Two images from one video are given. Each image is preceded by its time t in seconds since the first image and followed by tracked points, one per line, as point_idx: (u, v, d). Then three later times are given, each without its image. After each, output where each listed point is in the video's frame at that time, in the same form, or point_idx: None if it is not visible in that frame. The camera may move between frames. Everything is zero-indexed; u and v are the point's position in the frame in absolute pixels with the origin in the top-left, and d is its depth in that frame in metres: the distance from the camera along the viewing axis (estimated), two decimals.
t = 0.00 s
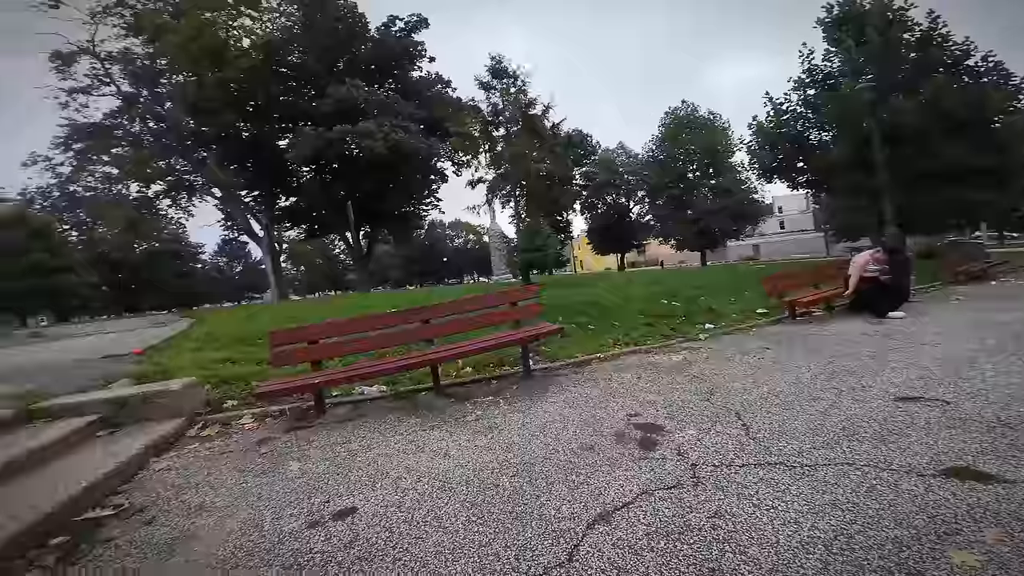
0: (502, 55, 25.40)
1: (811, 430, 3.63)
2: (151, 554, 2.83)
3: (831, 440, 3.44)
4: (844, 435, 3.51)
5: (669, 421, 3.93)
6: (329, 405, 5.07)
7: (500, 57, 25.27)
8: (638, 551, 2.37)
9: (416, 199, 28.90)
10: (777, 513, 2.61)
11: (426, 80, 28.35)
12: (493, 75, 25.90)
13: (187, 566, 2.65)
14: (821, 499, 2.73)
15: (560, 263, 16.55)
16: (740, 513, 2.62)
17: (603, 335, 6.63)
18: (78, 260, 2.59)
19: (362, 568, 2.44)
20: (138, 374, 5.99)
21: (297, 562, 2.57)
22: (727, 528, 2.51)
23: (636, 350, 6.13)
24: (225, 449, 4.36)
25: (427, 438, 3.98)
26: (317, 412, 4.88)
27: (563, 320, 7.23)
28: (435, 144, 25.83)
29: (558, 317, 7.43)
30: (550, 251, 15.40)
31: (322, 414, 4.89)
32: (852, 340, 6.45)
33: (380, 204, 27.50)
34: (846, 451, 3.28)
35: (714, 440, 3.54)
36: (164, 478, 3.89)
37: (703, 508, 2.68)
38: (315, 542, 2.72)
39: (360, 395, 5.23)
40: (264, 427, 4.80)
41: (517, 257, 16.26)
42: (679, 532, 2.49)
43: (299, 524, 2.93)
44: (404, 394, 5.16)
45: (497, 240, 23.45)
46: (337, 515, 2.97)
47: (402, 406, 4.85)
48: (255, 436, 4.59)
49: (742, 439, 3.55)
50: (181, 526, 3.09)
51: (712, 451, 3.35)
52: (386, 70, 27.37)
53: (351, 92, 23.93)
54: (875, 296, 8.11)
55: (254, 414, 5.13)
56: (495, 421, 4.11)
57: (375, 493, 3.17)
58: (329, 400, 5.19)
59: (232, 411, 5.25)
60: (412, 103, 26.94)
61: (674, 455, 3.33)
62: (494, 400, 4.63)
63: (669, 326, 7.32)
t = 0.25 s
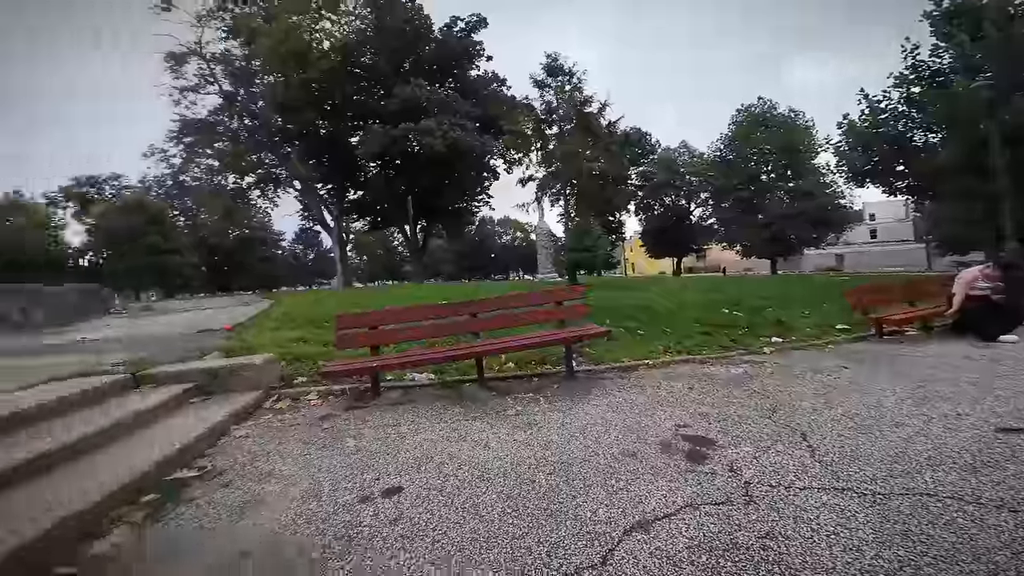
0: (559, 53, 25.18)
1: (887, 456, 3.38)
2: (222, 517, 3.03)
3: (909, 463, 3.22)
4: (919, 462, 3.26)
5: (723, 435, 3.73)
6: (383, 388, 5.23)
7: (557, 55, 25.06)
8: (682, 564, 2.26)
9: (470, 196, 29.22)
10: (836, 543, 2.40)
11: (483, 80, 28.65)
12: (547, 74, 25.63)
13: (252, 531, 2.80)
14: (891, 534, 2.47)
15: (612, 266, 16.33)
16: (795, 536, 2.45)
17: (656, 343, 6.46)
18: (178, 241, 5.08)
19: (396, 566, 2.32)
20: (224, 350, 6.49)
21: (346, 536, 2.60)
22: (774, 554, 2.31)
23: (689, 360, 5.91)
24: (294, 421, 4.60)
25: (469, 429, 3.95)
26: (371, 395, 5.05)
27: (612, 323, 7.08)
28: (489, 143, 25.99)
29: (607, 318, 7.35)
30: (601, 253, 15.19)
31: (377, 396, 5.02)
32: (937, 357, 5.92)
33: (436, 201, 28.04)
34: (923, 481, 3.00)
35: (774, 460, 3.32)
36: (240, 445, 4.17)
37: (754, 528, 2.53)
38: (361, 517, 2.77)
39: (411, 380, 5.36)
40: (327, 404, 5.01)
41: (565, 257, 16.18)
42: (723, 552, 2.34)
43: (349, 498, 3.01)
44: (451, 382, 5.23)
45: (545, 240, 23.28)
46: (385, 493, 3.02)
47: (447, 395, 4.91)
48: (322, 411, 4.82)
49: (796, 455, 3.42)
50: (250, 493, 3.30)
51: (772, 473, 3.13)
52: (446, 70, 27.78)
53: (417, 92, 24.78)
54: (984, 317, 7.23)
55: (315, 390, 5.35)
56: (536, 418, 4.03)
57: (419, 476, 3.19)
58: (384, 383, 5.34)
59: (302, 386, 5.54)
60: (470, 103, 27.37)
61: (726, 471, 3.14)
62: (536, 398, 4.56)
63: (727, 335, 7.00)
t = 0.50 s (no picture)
0: (602, 52, 25.11)
1: (942, 450, 3.13)
2: (275, 486, 3.08)
3: (977, 465, 2.89)
4: (991, 473, 2.78)
5: (757, 445, 3.27)
6: (419, 377, 5.32)
7: (600, 53, 25.03)
8: None
9: (508, 193, 29.29)
10: (887, 560, 2.04)
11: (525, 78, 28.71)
12: (590, 73, 25.57)
13: (300, 504, 2.82)
14: (937, 555, 2.07)
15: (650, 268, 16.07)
16: (826, 551, 2.12)
17: (693, 353, 6.01)
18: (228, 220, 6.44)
19: None
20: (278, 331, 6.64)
21: (382, 513, 2.65)
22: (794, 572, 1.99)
23: (728, 372, 5.38)
24: (339, 403, 4.71)
25: (495, 425, 3.91)
26: (409, 382, 5.15)
27: (646, 327, 6.95)
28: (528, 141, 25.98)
29: (642, 326, 7.12)
30: (639, 254, 15.00)
31: (414, 384, 5.16)
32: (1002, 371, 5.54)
33: (474, 196, 28.24)
34: (979, 505, 2.43)
35: (812, 476, 2.80)
36: (293, 421, 4.27)
37: (783, 538, 2.22)
38: (397, 497, 2.82)
39: (445, 371, 5.42)
40: (369, 388, 5.14)
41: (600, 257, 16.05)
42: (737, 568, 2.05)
43: (389, 477, 3.09)
44: (480, 376, 5.28)
45: (579, 239, 23.08)
46: (418, 476, 3.09)
47: (477, 387, 4.96)
48: (365, 395, 4.91)
49: (829, 453, 3.12)
50: (302, 466, 3.35)
51: (810, 486, 2.68)
52: (486, 70, 27.77)
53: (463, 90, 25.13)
54: None
55: (359, 375, 5.48)
56: (560, 417, 4.00)
57: (453, 463, 3.24)
58: (421, 371, 5.48)
59: (349, 370, 5.70)
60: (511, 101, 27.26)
61: (758, 482, 2.75)
62: (563, 397, 4.53)
63: (771, 348, 6.42)
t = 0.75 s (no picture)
0: (629, 53, 24.99)
1: (951, 460, 3.15)
2: (308, 465, 3.25)
3: (989, 477, 2.88)
4: (1008, 484, 2.78)
5: (769, 450, 3.31)
6: (440, 369, 5.47)
7: (627, 55, 24.90)
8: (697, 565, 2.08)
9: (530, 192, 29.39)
10: (896, 559, 2.09)
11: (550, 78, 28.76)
12: (616, 75, 25.52)
13: (332, 481, 2.99)
14: (946, 558, 2.11)
15: (670, 272, 16.04)
16: (832, 549, 2.18)
17: (711, 358, 6.05)
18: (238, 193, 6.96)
19: (397, 551, 2.24)
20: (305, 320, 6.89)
21: (408, 491, 2.80)
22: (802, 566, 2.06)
23: (746, 378, 5.42)
24: (365, 390, 4.89)
25: (511, 417, 4.03)
26: (430, 373, 5.30)
27: (665, 332, 6.97)
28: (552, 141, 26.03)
29: (660, 330, 7.16)
30: (660, 257, 14.98)
31: (435, 375, 5.30)
32: None
33: (497, 195, 28.42)
34: (987, 515, 2.44)
35: (822, 480, 2.84)
36: (325, 405, 4.46)
37: (788, 536, 2.27)
38: (422, 477, 2.97)
39: (465, 364, 5.56)
40: (393, 378, 5.31)
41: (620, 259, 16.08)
42: (743, 559, 2.13)
43: (412, 461, 3.22)
44: (499, 370, 5.40)
45: (598, 242, 23.10)
46: (440, 460, 3.22)
47: (496, 381, 5.09)
48: (389, 384, 5.08)
49: (839, 460, 3.15)
50: (333, 447, 3.52)
51: (819, 490, 2.72)
52: (510, 70, 27.84)
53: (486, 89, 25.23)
54: None
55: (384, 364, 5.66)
56: (574, 414, 4.09)
57: (471, 450, 3.38)
58: (441, 364, 5.62)
59: (375, 359, 5.88)
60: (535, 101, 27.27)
61: (768, 484, 2.80)
62: (577, 395, 4.63)
63: (790, 356, 6.43)
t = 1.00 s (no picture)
0: (634, 57, 25.17)
1: (924, 457, 3.35)
2: (326, 447, 3.48)
3: (961, 474, 3.06)
4: (978, 481, 2.96)
5: (756, 444, 3.50)
6: (446, 362, 5.67)
7: (632, 60, 25.06)
8: (684, 538, 2.29)
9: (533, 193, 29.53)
10: (865, 538, 2.31)
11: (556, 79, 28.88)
12: (621, 79, 25.75)
13: (350, 462, 3.20)
14: (908, 538, 2.33)
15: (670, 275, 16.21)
16: (807, 531, 2.36)
17: (707, 360, 6.23)
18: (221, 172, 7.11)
19: (412, 524, 2.44)
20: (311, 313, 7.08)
21: (420, 472, 3.01)
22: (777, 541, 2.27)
23: (738, 379, 5.60)
24: (374, 380, 5.11)
25: (513, 408, 4.23)
26: (436, 366, 5.49)
27: (663, 333, 7.15)
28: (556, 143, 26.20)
29: (658, 331, 7.34)
30: (660, 260, 15.15)
31: (440, 368, 5.49)
32: (1008, 395, 5.61)
33: (499, 194, 28.59)
34: (953, 505, 2.63)
35: (802, 472, 3.03)
36: (337, 393, 4.69)
37: (767, 519, 2.46)
38: (433, 460, 3.19)
39: (469, 359, 5.75)
40: (401, 369, 5.52)
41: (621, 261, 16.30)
42: (726, 533, 2.34)
43: (420, 447, 3.42)
44: (502, 365, 5.59)
45: (598, 244, 23.29)
46: (449, 446, 3.42)
47: (499, 375, 5.29)
48: (398, 375, 5.31)
49: (821, 454, 3.35)
50: (347, 431, 3.74)
51: (799, 479, 2.92)
52: (516, 69, 28.02)
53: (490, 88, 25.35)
54: None
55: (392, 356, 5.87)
56: (574, 406, 4.30)
57: (477, 436, 3.59)
58: (447, 358, 5.81)
59: (383, 352, 6.09)
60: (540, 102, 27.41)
61: (752, 473, 2.99)
62: (576, 390, 4.83)
63: (784, 359, 6.62)
